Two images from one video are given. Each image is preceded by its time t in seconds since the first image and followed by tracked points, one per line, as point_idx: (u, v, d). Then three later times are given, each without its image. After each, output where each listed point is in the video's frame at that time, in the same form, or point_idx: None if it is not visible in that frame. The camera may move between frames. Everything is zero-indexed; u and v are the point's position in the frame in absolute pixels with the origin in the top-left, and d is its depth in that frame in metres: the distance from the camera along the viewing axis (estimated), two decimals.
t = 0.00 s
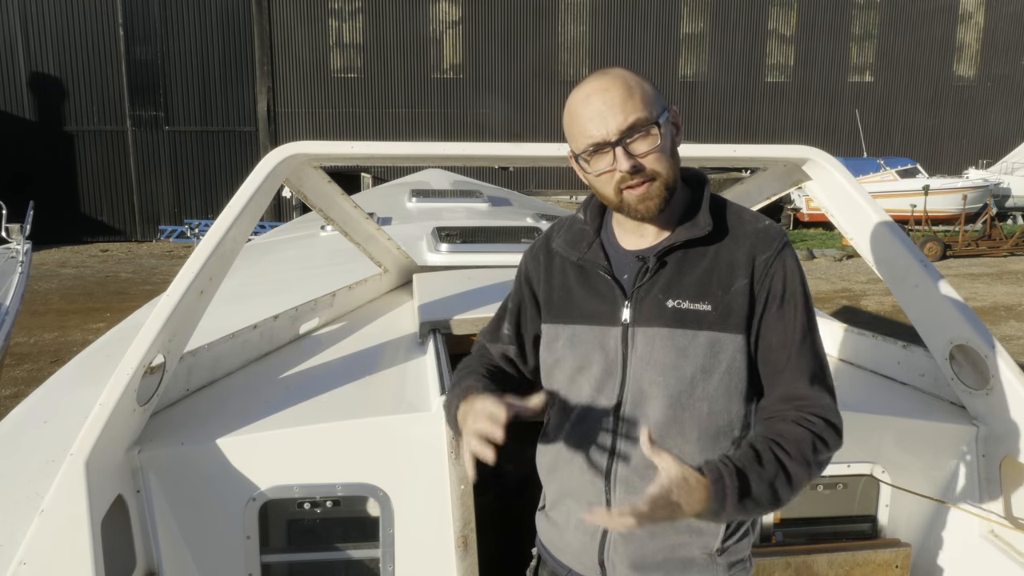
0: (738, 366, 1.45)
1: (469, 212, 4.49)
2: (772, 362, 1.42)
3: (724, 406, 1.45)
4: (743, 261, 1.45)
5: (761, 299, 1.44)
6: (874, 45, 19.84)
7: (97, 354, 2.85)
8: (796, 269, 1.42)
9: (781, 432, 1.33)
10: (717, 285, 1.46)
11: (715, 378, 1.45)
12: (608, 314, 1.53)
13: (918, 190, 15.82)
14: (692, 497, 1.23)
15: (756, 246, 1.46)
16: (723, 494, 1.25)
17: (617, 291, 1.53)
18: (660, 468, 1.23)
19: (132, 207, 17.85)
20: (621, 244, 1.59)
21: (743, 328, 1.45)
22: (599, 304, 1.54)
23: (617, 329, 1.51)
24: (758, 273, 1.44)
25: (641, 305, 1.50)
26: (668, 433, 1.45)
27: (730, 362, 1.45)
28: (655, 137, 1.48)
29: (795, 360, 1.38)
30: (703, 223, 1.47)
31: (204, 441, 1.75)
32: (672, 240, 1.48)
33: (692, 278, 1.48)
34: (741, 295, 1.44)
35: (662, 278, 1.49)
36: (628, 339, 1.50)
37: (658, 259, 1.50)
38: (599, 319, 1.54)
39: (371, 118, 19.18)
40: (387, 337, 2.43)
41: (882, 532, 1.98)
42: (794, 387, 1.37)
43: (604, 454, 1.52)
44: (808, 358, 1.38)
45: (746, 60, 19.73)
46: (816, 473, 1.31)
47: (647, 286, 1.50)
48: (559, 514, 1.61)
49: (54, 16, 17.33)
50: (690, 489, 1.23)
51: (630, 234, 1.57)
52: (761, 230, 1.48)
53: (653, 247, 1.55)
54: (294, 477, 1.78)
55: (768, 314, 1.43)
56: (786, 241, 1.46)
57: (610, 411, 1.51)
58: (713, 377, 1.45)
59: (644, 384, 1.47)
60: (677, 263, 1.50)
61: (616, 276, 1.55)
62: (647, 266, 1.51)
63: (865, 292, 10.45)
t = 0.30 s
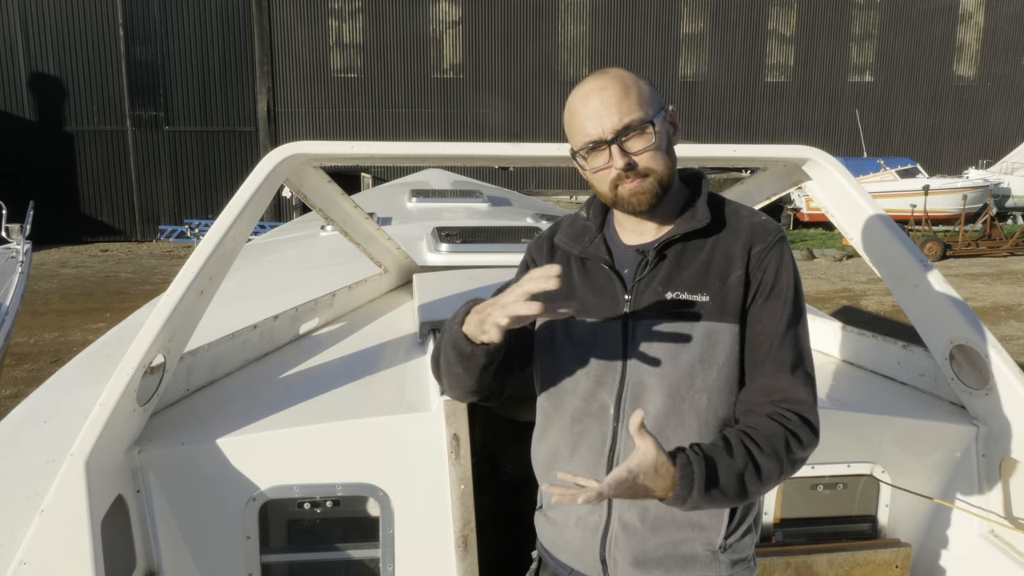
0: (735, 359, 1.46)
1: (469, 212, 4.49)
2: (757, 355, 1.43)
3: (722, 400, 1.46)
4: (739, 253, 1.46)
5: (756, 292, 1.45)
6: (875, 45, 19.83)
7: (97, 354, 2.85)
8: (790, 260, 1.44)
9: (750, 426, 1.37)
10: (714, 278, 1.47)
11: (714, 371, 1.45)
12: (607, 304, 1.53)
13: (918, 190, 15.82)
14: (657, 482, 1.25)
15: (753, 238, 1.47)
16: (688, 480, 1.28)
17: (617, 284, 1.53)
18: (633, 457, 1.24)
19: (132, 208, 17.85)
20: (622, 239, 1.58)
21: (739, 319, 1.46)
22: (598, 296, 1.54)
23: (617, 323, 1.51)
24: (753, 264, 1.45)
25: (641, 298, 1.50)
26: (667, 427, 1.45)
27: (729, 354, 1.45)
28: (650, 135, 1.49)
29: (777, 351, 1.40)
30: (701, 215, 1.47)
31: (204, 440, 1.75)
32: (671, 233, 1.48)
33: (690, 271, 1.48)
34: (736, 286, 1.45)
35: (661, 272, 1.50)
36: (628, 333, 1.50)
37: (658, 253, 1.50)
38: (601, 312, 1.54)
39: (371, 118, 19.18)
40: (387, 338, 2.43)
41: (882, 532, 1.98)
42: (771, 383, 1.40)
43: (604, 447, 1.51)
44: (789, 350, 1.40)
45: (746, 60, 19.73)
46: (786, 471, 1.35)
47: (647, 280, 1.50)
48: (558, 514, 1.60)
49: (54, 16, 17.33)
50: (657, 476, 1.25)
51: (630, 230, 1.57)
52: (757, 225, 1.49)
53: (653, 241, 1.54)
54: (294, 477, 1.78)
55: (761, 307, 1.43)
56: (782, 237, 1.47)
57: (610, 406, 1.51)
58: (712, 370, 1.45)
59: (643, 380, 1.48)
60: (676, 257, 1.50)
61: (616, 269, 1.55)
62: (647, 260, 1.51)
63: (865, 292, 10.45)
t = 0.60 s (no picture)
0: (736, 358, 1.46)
1: (469, 212, 4.49)
2: (759, 351, 1.43)
3: (723, 398, 1.46)
4: (736, 252, 1.47)
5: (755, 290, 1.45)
6: (875, 45, 19.83)
7: (97, 354, 2.85)
8: (788, 257, 1.45)
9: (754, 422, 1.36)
10: (712, 275, 1.47)
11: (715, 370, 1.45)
12: (604, 304, 1.52)
13: (918, 190, 15.82)
14: (661, 470, 1.25)
15: (749, 235, 1.48)
16: (695, 470, 1.27)
17: (616, 284, 1.52)
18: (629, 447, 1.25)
19: (132, 208, 17.85)
20: (620, 239, 1.58)
21: (739, 318, 1.46)
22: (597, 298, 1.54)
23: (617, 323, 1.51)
24: (751, 260, 1.46)
25: (641, 296, 1.50)
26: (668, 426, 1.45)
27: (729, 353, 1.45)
28: (655, 132, 1.49)
29: (778, 345, 1.39)
30: (700, 214, 1.48)
31: (204, 440, 1.75)
32: (670, 232, 1.48)
33: (689, 270, 1.48)
34: (736, 284, 1.45)
35: (661, 270, 1.50)
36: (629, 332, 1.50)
37: (656, 252, 1.50)
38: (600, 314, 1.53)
39: (371, 118, 19.18)
40: (387, 338, 2.44)
41: (882, 532, 1.98)
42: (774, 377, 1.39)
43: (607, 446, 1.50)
44: (791, 344, 1.39)
45: (746, 60, 19.73)
46: (796, 463, 1.34)
47: (646, 279, 1.50)
48: (560, 514, 1.60)
49: (54, 16, 17.33)
50: (661, 464, 1.25)
51: (627, 231, 1.57)
52: (754, 222, 1.49)
53: (651, 241, 1.54)
54: (294, 477, 1.77)
55: (761, 304, 1.43)
56: (779, 233, 1.48)
57: (612, 406, 1.50)
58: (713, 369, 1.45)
59: (643, 379, 1.47)
60: (675, 255, 1.50)
61: (615, 270, 1.55)
62: (646, 259, 1.51)
63: (865, 292, 10.45)
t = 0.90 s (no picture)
0: (739, 365, 1.46)
1: (469, 212, 4.49)
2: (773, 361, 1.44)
3: (725, 404, 1.46)
4: (742, 261, 1.46)
5: (761, 301, 1.45)
6: (875, 44, 19.83)
7: (97, 354, 2.84)
8: (794, 267, 1.44)
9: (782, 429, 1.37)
10: (715, 284, 1.47)
11: (716, 376, 1.45)
12: (607, 313, 1.52)
13: (918, 190, 15.82)
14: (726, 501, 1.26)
15: (754, 245, 1.47)
16: (755, 493, 1.28)
17: (615, 292, 1.52)
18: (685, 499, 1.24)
19: (132, 208, 17.86)
20: (617, 244, 1.59)
21: (744, 328, 1.46)
22: (596, 306, 1.54)
23: (617, 330, 1.51)
24: (758, 272, 1.45)
25: (642, 304, 1.49)
26: (668, 431, 1.45)
27: (730, 360, 1.46)
28: (660, 133, 1.49)
29: (800, 360, 1.41)
30: (699, 220, 1.48)
31: (204, 441, 1.75)
32: (671, 238, 1.48)
33: (691, 276, 1.48)
34: (740, 294, 1.45)
35: (661, 278, 1.49)
36: (628, 339, 1.50)
37: (656, 259, 1.50)
38: (599, 321, 1.53)
39: (371, 118, 19.17)
40: (387, 338, 2.43)
41: (882, 532, 1.98)
42: (803, 380, 1.41)
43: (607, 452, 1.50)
44: (813, 358, 1.41)
45: (746, 60, 19.72)
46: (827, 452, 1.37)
47: (646, 286, 1.50)
48: (560, 517, 1.59)
49: (54, 16, 17.34)
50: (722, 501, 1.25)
51: (625, 235, 1.57)
52: (757, 229, 1.49)
53: (649, 247, 1.55)
54: (294, 477, 1.78)
55: (770, 315, 1.44)
56: (783, 238, 1.47)
57: (611, 411, 1.50)
58: (714, 375, 1.45)
59: (645, 386, 1.47)
60: (676, 262, 1.50)
61: (614, 277, 1.54)
62: (645, 266, 1.51)
63: (865, 292, 10.45)
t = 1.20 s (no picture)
0: (741, 361, 1.47)
1: (469, 212, 4.49)
2: (778, 354, 1.46)
3: (726, 401, 1.47)
4: (743, 257, 1.48)
5: (762, 296, 1.47)
6: (875, 45, 19.84)
7: (97, 354, 2.85)
8: (794, 263, 1.47)
9: (817, 414, 1.38)
10: (716, 280, 1.48)
11: (717, 373, 1.46)
12: (609, 309, 1.52)
13: (918, 190, 15.82)
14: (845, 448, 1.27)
15: (754, 240, 1.49)
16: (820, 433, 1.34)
17: (616, 289, 1.52)
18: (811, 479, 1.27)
19: (132, 208, 17.87)
20: (618, 242, 1.58)
21: (745, 323, 1.47)
22: (596, 302, 1.53)
23: (617, 327, 1.51)
24: (759, 266, 1.47)
25: (642, 300, 1.50)
26: (670, 429, 1.46)
27: (732, 356, 1.46)
28: (655, 136, 1.49)
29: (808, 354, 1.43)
30: (700, 216, 1.49)
31: (204, 440, 1.75)
32: (671, 235, 1.49)
33: (692, 272, 1.49)
34: (742, 289, 1.47)
35: (662, 274, 1.50)
36: (629, 337, 1.50)
37: (657, 256, 1.50)
38: (599, 317, 1.53)
39: (371, 118, 19.17)
40: (387, 337, 2.44)
41: (882, 532, 1.97)
42: (826, 370, 1.43)
43: (607, 450, 1.50)
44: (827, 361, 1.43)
45: (746, 60, 19.73)
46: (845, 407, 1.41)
47: (647, 283, 1.50)
48: (561, 517, 1.59)
49: (54, 16, 17.35)
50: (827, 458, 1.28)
51: (624, 234, 1.58)
52: (757, 226, 1.50)
53: (651, 244, 1.55)
54: (294, 477, 1.78)
55: (773, 310, 1.46)
56: (781, 235, 1.49)
57: (612, 408, 1.50)
58: (715, 372, 1.46)
59: (647, 382, 1.47)
60: (675, 260, 1.50)
61: (614, 274, 1.54)
62: (647, 263, 1.51)
63: (865, 292, 10.45)
